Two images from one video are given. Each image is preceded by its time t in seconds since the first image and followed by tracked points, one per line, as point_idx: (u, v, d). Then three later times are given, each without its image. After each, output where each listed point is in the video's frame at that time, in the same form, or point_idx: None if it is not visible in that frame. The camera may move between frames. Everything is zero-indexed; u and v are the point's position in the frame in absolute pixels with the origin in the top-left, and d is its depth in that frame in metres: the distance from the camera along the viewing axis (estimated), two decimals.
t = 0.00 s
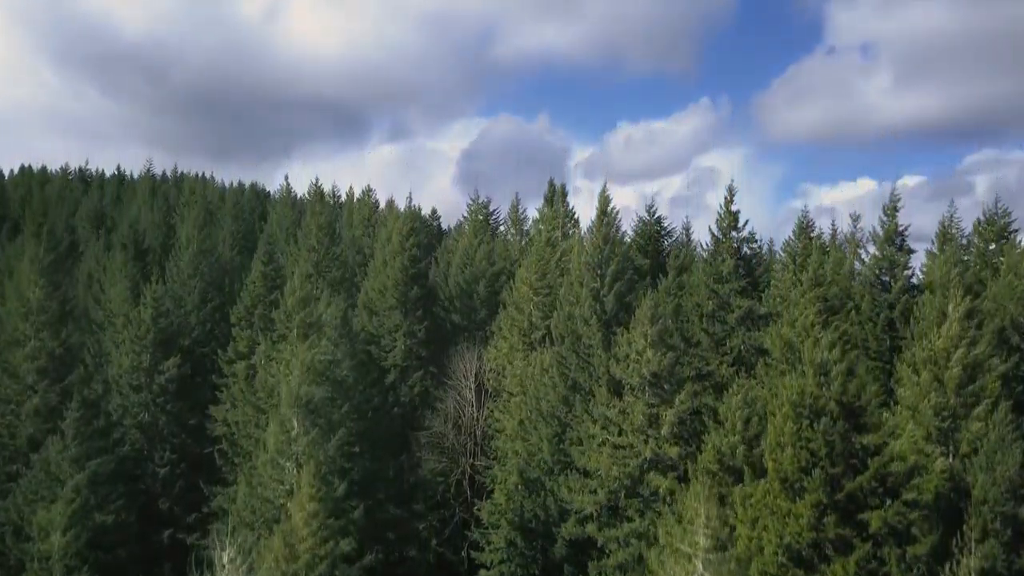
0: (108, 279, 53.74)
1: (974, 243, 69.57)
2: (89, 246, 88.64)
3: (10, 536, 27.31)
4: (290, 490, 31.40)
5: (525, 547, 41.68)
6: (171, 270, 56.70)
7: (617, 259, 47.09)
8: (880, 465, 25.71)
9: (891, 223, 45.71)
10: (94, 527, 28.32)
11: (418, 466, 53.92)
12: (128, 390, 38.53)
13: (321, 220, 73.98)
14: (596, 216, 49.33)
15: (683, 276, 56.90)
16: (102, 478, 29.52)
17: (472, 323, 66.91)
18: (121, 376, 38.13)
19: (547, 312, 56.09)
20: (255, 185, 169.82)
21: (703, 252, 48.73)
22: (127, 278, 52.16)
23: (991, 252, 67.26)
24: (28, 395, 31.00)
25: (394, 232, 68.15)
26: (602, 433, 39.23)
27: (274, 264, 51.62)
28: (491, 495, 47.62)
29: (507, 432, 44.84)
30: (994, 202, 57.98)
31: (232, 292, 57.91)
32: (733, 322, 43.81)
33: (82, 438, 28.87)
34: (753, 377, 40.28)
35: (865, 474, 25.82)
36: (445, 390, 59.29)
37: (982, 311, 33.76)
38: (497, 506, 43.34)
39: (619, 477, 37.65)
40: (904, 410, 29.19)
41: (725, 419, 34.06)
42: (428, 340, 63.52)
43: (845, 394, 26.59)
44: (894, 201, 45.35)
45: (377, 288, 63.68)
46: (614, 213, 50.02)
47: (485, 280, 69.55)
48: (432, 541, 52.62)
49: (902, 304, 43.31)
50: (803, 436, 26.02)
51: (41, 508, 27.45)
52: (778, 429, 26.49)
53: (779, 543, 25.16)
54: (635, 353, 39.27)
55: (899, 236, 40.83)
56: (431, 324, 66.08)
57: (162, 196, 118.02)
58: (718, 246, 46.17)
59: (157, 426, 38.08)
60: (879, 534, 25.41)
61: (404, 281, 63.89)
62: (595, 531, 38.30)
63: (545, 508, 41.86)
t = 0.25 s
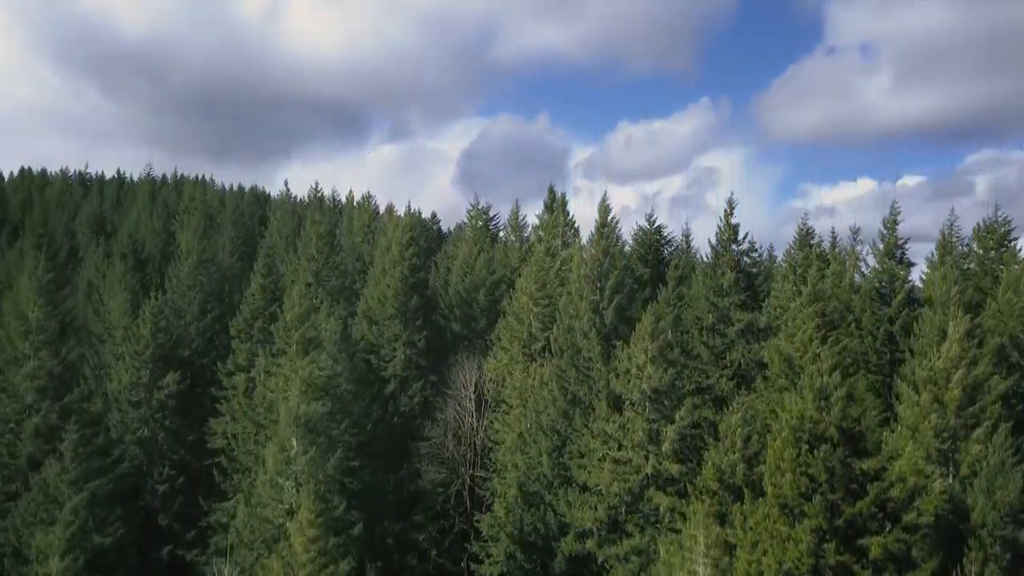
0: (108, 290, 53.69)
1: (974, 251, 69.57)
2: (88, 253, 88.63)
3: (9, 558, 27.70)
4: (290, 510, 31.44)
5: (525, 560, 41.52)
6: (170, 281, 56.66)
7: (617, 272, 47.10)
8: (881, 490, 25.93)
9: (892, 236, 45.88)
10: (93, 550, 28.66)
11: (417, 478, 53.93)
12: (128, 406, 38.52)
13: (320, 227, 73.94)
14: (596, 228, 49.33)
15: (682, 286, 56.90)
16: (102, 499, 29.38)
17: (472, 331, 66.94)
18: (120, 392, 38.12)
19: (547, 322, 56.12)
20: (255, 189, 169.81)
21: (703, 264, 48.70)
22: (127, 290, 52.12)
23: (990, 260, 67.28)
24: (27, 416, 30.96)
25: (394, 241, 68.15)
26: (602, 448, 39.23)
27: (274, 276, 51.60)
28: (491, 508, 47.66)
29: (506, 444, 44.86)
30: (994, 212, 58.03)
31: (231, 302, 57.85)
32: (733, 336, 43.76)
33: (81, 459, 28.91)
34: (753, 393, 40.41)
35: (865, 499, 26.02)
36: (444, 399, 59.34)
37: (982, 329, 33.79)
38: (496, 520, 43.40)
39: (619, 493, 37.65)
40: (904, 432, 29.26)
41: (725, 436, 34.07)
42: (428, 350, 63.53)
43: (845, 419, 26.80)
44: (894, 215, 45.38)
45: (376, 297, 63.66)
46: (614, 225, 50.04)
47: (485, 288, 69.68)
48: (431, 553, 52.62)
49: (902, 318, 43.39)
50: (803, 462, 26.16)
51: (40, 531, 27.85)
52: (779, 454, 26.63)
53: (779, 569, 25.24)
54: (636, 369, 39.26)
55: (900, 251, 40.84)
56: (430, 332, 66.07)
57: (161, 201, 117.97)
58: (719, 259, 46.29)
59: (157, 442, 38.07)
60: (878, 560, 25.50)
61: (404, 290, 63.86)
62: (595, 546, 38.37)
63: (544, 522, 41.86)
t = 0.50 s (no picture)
0: (107, 301, 53.64)
1: (974, 258, 69.50)
2: (88, 259, 88.65)
3: None
4: (290, 526, 31.46)
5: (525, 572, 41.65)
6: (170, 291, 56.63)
7: (617, 283, 47.02)
8: (880, 513, 26.05)
9: (892, 248, 45.92)
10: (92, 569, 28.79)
11: (417, 487, 54.03)
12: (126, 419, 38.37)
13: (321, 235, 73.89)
14: (596, 240, 49.30)
15: (683, 295, 56.84)
16: (101, 518, 29.60)
17: (472, 339, 66.95)
18: (120, 406, 38.01)
19: (547, 332, 56.11)
20: (255, 192, 169.78)
21: (704, 275, 48.63)
22: (126, 300, 52.07)
23: (991, 268, 67.21)
24: (26, 433, 30.91)
25: (394, 248, 68.12)
26: (603, 461, 39.16)
27: (274, 286, 51.55)
28: (491, 518, 47.65)
29: (507, 455, 44.84)
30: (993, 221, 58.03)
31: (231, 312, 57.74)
32: (733, 348, 43.68)
33: (80, 478, 29.00)
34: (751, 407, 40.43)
35: (866, 522, 26.14)
36: (445, 408, 59.36)
37: (983, 346, 33.76)
38: (496, 532, 43.42)
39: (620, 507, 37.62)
40: (904, 450, 29.33)
41: (725, 451, 34.08)
42: (428, 358, 63.52)
43: (845, 441, 27.23)
44: (894, 226, 45.37)
45: (376, 305, 63.58)
46: (613, 235, 50.00)
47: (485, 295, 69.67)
48: (431, 562, 52.65)
49: (902, 330, 43.36)
50: (801, 485, 26.44)
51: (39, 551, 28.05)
52: (779, 476, 26.92)
53: None
54: (636, 383, 39.23)
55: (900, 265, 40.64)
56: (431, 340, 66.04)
57: (161, 206, 117.98)
58: (719, 270, 46.29)
59: (157, 456, 38.03)
60: None
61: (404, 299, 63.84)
62: (595, 560, 38.32)
63: (544, 534, 41.84)
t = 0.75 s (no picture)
0: (107, 311, 53.65)
1: (973, 266, 69.54)
2: (88, 265, 88.61)
3: None
4: (290, 544, 31.54)
5: None
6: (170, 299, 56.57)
7: (617, 294, 46.93)
8: (881, 535, 26.47)
9: (892, 259, 45.85)
10: None
11: (417, 496, 53.85)
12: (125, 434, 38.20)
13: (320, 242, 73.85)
14: (596, 250, 49.21)
15: (682, 305, 56.82)
16: (100, 537, 29.74)
17: (471, 346, 66.89)
18: (120, 421, 38.00)
19: (547, 341, 55.95)
20: (255, 195, 169.75)
21: (704, 285, 48.55)
22: (126, 311, 52.06)
23: (990, 275, 67.25)
24: (24, 451, 30.86)
25: (394, 256, 68.07)
26: (604, 474, 39.18)
27: (273, 296, 51.52)
28: (490, 529, 47.67)
29: (507, 467, 44.88)
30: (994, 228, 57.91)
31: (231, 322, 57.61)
32: (732, 360, 44.03)
33: (78, 497, 29.07)
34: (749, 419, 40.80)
35: (866, 545, 26.52)
36: (444, 417, 59.46)
37: (983, 363, 33.66)
38: (496, 544, 43.47)
39: (620, 521, 37.59)
40: (904, 469, 29.38)
41: (725, 467, 34.12)
42: (428, 366, 63.46)
43: (847, 464, 27.42)
44: (894, 238, 45.32)
45: (376, 313, 63.48)
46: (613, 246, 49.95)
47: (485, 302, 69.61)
48: (432, 573, 52.47)
49: (902, 341, 43.31)
50: (801, 507, 26.28)
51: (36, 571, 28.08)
52: (779, 497, 26.74)
53: None
54: (637, 397, 39.15)
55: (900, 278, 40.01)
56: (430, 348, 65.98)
57: (161, 211, 118.00)
58: (719, 281, 46.25)
59: (156, 470, 38.05)
60: None
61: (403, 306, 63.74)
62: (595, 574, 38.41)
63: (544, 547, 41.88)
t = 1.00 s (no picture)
0: (107, 321, 53.68)
1: (974, 273, 69.49)
2: (88, 271, 88.62)
3: None
4: (289, 561, 31.58)
5: None
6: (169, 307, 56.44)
7: (617, 305, 46.87)
8: (879, 557, 27.93)
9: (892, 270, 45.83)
10: None
11: (417, 506, 53.85)
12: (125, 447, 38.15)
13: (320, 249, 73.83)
14: (597, 261, 49.15)
15: (683, 314, 56.73)
16: (99, 556, 30.41)
17: (471, 354, 66.89)
18: (120, 435, 37.99)
19: (547, 350, 55.81)
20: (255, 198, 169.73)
21: (704, 296, 48.46)
22: (126, 321, 52.09)
23: (991, 284, 67.24)
24: (23, 468, 30.99)
25: (393, 263, 68.06)
26: (604, 487, 39.19)
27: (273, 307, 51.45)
28: (490, 540, 47.69)
29: (507, 479, 44.90)
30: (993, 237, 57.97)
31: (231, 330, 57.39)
32: (732, 373, 44.21)
33: (77, 516, 29.73)
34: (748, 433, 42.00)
35: (863, 565, 28.15)
36: (444, 425, 59.48)
37: (982, 380, 33.64)
38: (495, 556, 43.49)
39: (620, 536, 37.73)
40: (905, 487, 29.42)
41: (724, 483, 34.17)
42: (427, 374, 63.38)
43: (847, 487, 29.30)
44: (894, 249, 45.32)
45: (376, 321, 63.38)
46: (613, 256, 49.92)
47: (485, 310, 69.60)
48: None
49: (902, 353, 43.22)
50: (802, 530, 28.11)
51: None
52: (781, 520, 28.62)
53: None
54: (638, 410, 39.11)
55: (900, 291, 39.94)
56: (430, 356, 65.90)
57: (161, 216, 118.07)
58: (718, 292, 46.22)
59: (156, 484, 38.17)
60: None
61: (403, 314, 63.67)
62: None
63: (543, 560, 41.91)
